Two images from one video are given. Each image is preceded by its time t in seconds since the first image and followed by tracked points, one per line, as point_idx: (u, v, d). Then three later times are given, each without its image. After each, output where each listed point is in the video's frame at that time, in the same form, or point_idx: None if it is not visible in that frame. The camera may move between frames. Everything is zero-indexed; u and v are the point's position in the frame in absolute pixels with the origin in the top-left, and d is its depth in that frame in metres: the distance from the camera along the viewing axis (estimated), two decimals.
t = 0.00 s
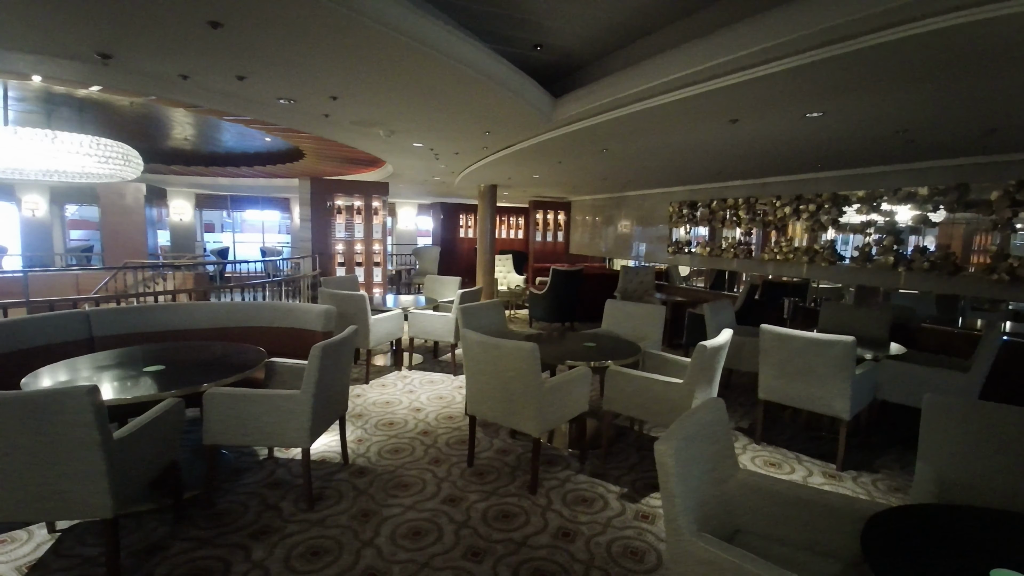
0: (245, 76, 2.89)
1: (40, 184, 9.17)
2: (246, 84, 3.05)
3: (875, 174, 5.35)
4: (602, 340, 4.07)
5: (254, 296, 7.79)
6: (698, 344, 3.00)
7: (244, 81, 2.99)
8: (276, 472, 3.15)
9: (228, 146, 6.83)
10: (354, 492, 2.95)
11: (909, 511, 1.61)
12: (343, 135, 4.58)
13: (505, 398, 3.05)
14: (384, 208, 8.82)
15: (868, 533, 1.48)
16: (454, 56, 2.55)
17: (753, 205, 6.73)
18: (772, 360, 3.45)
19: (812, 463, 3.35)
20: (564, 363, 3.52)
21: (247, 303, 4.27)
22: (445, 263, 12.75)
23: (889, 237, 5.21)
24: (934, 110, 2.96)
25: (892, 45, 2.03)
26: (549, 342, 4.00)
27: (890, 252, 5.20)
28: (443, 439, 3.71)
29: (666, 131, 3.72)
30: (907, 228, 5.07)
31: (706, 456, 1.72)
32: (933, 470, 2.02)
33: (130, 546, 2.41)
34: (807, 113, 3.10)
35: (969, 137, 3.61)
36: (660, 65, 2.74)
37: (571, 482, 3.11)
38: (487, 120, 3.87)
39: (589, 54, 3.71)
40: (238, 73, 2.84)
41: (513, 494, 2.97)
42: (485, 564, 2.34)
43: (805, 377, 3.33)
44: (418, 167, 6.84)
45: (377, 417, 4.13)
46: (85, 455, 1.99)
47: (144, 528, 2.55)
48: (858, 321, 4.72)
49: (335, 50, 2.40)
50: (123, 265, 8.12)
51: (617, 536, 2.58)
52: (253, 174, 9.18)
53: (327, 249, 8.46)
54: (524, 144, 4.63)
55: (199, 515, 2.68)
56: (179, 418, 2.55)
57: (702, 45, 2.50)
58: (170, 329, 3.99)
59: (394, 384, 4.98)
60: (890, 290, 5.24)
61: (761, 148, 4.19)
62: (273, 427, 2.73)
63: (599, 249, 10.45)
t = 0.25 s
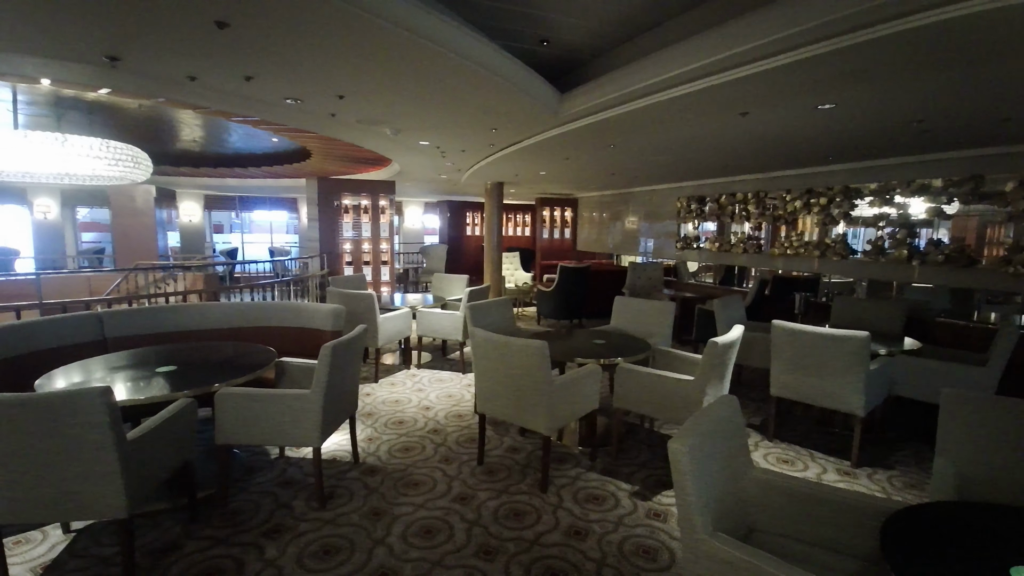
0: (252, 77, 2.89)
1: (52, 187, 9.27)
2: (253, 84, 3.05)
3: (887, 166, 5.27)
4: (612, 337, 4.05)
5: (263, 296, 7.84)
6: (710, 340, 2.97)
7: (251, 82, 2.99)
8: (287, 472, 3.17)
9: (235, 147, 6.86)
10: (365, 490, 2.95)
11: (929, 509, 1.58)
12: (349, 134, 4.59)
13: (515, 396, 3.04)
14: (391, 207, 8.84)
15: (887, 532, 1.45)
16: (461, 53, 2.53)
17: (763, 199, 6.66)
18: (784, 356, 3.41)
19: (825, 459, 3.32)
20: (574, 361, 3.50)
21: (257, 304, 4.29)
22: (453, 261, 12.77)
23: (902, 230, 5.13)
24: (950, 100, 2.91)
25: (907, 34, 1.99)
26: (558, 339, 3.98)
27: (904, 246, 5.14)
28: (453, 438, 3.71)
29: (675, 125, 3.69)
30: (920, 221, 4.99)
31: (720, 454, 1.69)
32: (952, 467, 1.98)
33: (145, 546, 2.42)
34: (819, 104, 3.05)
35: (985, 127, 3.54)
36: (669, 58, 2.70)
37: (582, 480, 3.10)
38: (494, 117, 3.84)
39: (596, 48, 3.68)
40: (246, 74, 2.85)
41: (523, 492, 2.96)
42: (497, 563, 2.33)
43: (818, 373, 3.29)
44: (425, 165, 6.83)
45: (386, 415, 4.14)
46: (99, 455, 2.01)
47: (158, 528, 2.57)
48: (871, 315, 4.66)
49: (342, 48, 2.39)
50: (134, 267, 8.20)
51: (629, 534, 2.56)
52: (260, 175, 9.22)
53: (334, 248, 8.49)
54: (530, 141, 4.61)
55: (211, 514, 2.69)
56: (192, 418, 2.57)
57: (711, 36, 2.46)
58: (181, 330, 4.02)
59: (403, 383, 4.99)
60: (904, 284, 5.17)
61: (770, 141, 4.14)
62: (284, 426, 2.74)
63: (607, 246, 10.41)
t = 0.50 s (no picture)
0: (266, 82, 2.92)
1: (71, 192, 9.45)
2: (266, 89, 3.08)
3: (905, 165, 5.16)
4: (624, 339, 4.02)
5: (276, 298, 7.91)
6: (724, 343, 2.93)
7: (264, 87, 3.02)
8: (299, 473, 3.18)
9: (248, 151, 6.94)
10: (377, 493, 2.96)
11: (952, 518, 1.54)
12: (361, 137, 4.61)
13: (527, 399, 3.03)
14: (402, 209, 8.88)
15: (909, 541, 1.41)
16: (471, 56, 2.53)
17: (777, 200, 6.58)
18: (799, 359, 3.36)
19: (842, 465, 3.26)
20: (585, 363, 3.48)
21: (270, 306, 4.32)
22: (463, 262, 12.80)
23: (920, 231, 5.05)
24: (970, 99, 2.84)
25: (926, 32, 1.95)
26: (570, 341, 3.96)
27: (922, 247, 5.05)
28: (464, 441, 3.71)
29: (687, 126, 3.65)
30: (939, 222, 4.90)
31: (735, 460, 1.67)
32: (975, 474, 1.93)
33: (160, 547, 2.45)
34: (834, 104, 3.01)
35: (1007, 125, 3.46)
36: (680, 59, 2.68)
37: (594, 484, 3.07)
38: (504, 119, 3.84)
39: (607, 49, 3.66)
40: (259, 79, 2.88)
41: (535, 495, 2.95)
42: (509, 567, 2.32)
43: (834, 377, 3.24)
44: (435, 167, 6.85)
45: (398, 417, 4.15)
46: (116, 457, 2.03)
47: (173, 528, 2.59)
48: (888, 318, 4.58)
49: (355, 53, 2.41)
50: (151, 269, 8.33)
51: (642, 540, 2.53)
52: (273, 178, 9.32)
53: (346, 251, 8.55)
54: (541, 143, 4.60)
55: (225, 516, 2.71)
56: (207, 420, 2.59)
57: (723, 36, 2.43)
58: (196, 333, 4.07)
59: (415, 385, 5.00)
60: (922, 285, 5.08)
61: (785, 141, 4.09)
62: (296, 429, 2.75)
63: (618, 247, 10.36)
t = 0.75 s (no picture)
0: (287, 88, 2.97)
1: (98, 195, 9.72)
2: (288, 95, 3.13)
3: (931, 168, 5.03)
4: (640, 344, 3.98)
5: (294, 300, 8.02)
6: (743, 350, 2.89)
7: (286, 92, 3.07)
8: (316, 474, 3.21)
9: (269, 155, 7.06)
10: (392, 495, 2.97)
11: (984, 534, 1.49)
12: (378, 141, 4.65)
13: (542, 404, 3.02)
14: (418, 212, 8.94)
15: (939, 556, 1.37)
16: (489, 60, 2.54)
17: (797, 203, 6.47)
18: (821, 366, 3.29)
19: (865, 476, 3.18)
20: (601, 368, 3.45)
21: (289, 308, 4.37)
22: (478, 265, 12.84)
23: (947, 236, 4.91)
24: (1002, 100, 2.76)
25: (956, 34, 1.89)
26: (585, 346, 3.93)
27: (949, 252, 4.90)
28: (479, 444, 3.70)
29: (706, 129, 3.61)
30: (966, 226, 4.76)
31: (756, 469, 1.64)
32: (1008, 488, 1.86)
33: (181, 544, 2.49)
34: (858, 106, 2.94)
35: None
36: (700, 62, 2.65)
37: (609, 490, 3.04)
38: (521, 123, 3.84)
39: (624, 52, 3.65)
40: (281, 85, 2.92)
41: (550, 501, 2.93)
42: (524, 573, 2.31)
43: (858, 385, 3.16)
44: (452, 171, 6.89)
45: (413, 420, 4.16)
46: (140, 455, 2.07)
47: (193, 527, 2.63)
48: (914, 325, 4.46)
49: (375, 58, 2.43)
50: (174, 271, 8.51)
51: (659, 549, 2.50)
52: (292, 182, 9.47)
53: (363, 253, 8.63)
54: (558, 146, 4.59)
55: (244, 515, 2.75)
56: (227, 420, 2.63)
57: (744, 39, 2.40)
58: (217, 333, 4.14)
59: (430, 387, 5.02)
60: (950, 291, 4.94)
61: (806, 144, 4.01)
62: (314, 430, 2.78)
63: (634, 251, 10.28)
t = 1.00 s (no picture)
0: (311, 93, 3.02)
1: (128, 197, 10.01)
2: (312, 100, 3.19)
3: (962, 173, 4.89)
4: (659, 350, 3.94)
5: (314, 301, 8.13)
6: (766, 357, 2.84)
7: (309, 97, 3.13)
8: (334, 474, 3.24)
9: (291, 158, 7.19)
10: (408, 497, 2.98)
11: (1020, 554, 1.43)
12: (399, 145, 4.71)
13: (559, 408, 3.00)
14: (437, 215, 9.00)
15: None
16: (510, 65, 2.54)
17: (822, 208, 6.34)
18: (846, 375, 3.22)
19: (892, 489, 3.09)
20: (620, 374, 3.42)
21: (309, 308, 4.45)
22: (496, 269, 12.88)
23: (979, 244, 4.76)
24: None
25: (992, 36, 1.84)
26: (603, 351, 3.91)
27: (981, 260, 4.76)
28: (495, 448, 3.70)
29: (728, 133, 3.57)
30: (999, 234, 4.62)
31: (778, 481, 1.60)
32: None
33: (202, 540, 2.54)
34: (887, 110, 2.88)
35: None
36: (723, 66, 2.62)
37: (626, 498, 3.01)
38: (541, 127, 3.85)
39: (646, 55, 3.63)
40: (305, 91, 2.98)
41: (566, 507, 2.91)
42: None
43: (884, 396, 3.08)
44: (471, 174, 6.92)
45: (430, 422, 4.18)
46: (165, 452, 2.12)
47: (214, 523, 2.68)
48: (944, 334, 4.32)
49: (397, 64, 2.46)
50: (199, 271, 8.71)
51: (677, 559, 2.46)
52: (314, 184, 9.62)
53: (382, 256, 8.72)
54: (577, 150, 4.58)
55: (263, 513, 2.79)
56: (248, 418, 2.68)
57: (769, 42, 2.37)
58: (240, 333, 4.22)
59: (446, 390, 5.04)
60: (982, 301, 4.79)
61: (832, 148, 3.93)
62: (333, 430, 2.81)
63: (653, 255, 10.19)
